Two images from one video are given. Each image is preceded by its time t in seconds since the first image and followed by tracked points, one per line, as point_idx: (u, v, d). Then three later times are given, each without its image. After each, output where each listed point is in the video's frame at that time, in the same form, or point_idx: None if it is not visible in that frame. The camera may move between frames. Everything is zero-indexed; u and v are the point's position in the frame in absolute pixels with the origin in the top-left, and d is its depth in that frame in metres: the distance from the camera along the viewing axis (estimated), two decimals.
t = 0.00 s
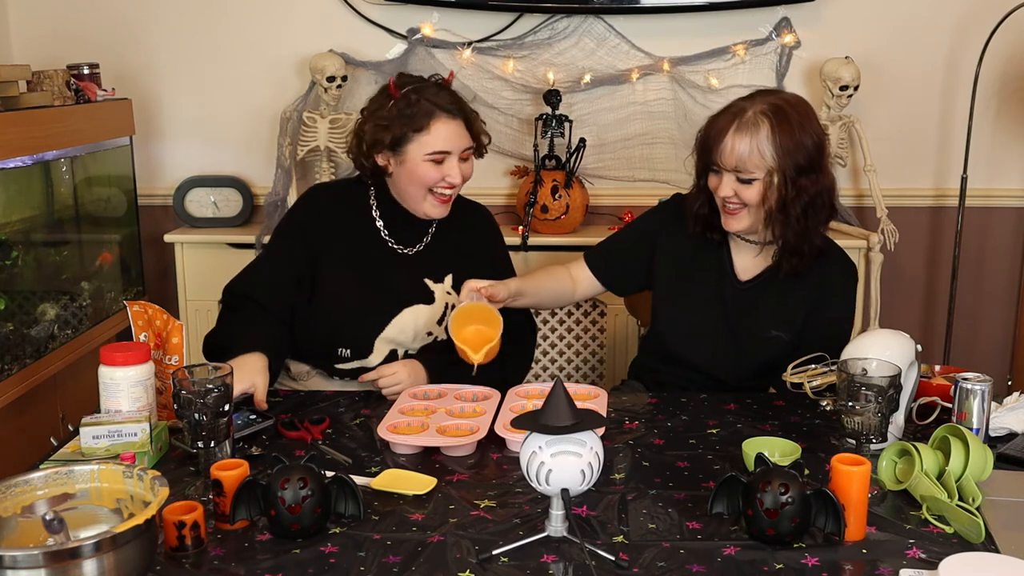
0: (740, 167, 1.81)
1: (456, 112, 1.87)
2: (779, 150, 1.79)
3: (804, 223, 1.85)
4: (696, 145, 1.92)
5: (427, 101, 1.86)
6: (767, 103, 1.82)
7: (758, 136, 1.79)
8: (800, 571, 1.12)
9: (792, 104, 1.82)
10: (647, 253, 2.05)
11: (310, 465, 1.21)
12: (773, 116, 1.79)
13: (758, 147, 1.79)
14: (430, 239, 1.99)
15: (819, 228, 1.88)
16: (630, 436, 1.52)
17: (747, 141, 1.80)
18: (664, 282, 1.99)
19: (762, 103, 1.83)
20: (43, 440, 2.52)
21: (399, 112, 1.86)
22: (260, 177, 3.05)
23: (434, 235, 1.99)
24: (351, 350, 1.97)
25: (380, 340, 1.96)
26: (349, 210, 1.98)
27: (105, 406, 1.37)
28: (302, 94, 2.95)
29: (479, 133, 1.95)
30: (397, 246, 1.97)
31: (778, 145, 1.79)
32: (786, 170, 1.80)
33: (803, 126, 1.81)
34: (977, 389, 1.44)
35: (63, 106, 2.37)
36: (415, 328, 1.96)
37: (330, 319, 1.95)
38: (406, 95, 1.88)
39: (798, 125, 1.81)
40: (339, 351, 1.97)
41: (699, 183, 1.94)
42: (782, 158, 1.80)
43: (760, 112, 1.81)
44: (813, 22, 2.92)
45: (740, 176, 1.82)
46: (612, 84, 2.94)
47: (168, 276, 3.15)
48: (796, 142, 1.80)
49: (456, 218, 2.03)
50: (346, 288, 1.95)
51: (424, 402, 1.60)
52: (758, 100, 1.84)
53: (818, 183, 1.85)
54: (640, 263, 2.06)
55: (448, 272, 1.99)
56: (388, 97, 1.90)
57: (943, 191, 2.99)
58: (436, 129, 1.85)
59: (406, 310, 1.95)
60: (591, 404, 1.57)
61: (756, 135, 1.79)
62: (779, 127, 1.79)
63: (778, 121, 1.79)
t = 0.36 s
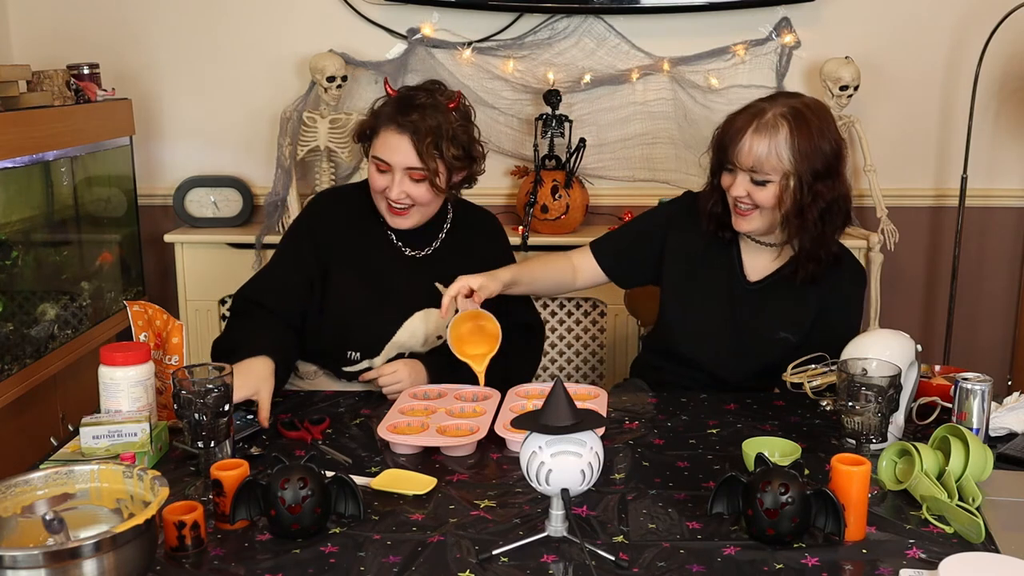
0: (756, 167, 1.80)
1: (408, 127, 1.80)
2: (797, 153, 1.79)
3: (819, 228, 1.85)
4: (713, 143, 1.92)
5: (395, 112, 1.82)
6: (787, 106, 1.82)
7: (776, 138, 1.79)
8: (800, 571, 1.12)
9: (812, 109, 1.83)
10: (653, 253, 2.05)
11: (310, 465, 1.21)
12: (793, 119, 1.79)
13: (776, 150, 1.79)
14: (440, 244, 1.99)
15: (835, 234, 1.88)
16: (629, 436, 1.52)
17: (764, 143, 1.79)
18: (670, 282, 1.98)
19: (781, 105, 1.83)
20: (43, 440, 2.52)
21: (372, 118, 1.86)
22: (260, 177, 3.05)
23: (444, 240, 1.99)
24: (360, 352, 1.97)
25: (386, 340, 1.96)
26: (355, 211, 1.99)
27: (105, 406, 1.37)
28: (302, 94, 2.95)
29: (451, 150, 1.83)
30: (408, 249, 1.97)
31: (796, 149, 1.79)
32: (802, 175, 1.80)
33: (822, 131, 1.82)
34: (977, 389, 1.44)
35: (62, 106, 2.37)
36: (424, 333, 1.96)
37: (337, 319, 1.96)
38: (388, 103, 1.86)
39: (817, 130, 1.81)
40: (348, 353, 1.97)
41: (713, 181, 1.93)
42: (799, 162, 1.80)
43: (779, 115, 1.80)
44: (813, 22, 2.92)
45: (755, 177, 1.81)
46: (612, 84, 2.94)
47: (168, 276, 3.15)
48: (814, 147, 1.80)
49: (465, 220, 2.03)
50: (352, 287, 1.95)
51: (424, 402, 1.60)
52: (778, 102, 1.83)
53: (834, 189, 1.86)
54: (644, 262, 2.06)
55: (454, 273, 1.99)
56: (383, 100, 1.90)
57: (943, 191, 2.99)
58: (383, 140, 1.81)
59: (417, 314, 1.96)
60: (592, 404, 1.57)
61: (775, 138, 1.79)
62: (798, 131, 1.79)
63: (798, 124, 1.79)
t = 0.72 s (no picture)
0: (754, 163, 1.81)
1: (405, 130, 1.79)
2: (796, 152, 1.80)
3: (815, 230, 1.85)
4: (715, 138, 1.93)
5: (393, 116, 1.82)
6: (791, 105, 1.82)
7: (777, 134, 1.80)
8: (800, 571, 1.12)
9: (816, 111, 1.83)
10: (650, 252, 2.04)
11: (310, 465, 1.21)
12: (795, 117, 1.80)
13: (775, 146, 1.80)
14: (443, 245, 1.99)
15: (833, 238, 1.88)
16: (629, 436, 1.52)
17: (764, 138, 1.80)
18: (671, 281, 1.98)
19: (786, 104, 1.83)
20: (42, 440, 2.52)
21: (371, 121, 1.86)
22: (260, 177, 3.05)
23: (447, 241, 1.99)
24: (361, 352, 1.97)
25: (386, 341, 1.96)
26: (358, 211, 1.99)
27: (105, 406, 1.37)
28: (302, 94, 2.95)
29: (449, 153, 1.82)
30: (411, 249, 1.97)
31: (796, 147, 1.80)
32: (800, 174, 1.80)
33: (824, 133, 1.82)
34: (976, 389, 1.44)
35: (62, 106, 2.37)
36: (423, 334, 1.96)
37: (339, 319, 1.96)
38: (387, 106, 1.86)
39: (818, 130, 1.81)
40: (349, 353, 1.98)
41: (713, 177, 1.94)
42: (798, 160, 1.80)
43: (782, 112, 1.81)
44: (813, 22, 2.92)
45: (752, 172, 1.82)
46: (612, 84, 2.94)
47: (168, 276, 3.15)
48: (814, 148, 1.81)
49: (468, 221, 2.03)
50: (355, 288, 1.95)
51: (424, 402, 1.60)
52: (783, 100, 1.84)
53: (832, 192, 1.86)
54: (642, 260, 2.06)
55: (455, 274, 1.99)
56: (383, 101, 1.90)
57: (943, 191, 2.99)
58: (381, 143, 1.81)
59: (420, 316, 1.95)
60: (592, 404, 1.57)
61: (776, 134, 1.80)
62: (799, 129, 1.80)
63: (800, 123, 1.80)
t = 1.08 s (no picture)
0: (750, 169, 1.81)
1: (377, 139, 1.84)
2: (792, 156, 1.80)
3: (814, 232, 1.85)
4: (710, 143, 1.92)
5: (370, 123, 1.87)
6: (785, 108, 1.82)
7: (772, 140, 1.79)
8: (800, 571, 1.12)
9: (810, 112, 1.83)
10: (651, 252, 2.03)
11: (310, 465, 1.21)
12: (789, 121, 1.80)
13: (771, 152, 1.80)
14: (448, 240, 2.01)
15: (831, 238, 1.88)
16: (629, 436, 1.52)
17: (759, 145, 1.80)
18: (670, 279, 1.98)
19: (779, 108, 1.83)
20: (42, 440, 2.51)
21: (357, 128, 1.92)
22: (261, 177, 3.05)
23: (450, 238, 2.01)
24: (358, 340, 1.99)
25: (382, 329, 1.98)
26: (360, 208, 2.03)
27: (105, 406, 1.37)
28: (302, 94, 2.96)
29: (421, 163, 1.85)
30: (413, 247, 1.99)
31: (792, 151, 1.79)
32: (796, 179, 1.80)
33: (819, 135, 1.82)
34: (977, 389, 1.44)
35: (62, 106, 2.37)
36: (416, 329, 1.97)
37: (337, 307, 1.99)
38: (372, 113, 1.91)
39: (813, 133, 1.81)
40: (346, 342, 1.99)
41: (710, 181, 1.94)
42: (794, 165, 1.80)
43: (776, 117, 1.81)
44: (813, 22, 2.92)
45: (749, 179, 1.82)
46: (612, 84, 2.94)
47: (169, 276, 3.15)
48: (810, 151, 1.81)
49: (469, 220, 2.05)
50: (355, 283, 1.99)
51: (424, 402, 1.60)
52: (776, 104, 1.84)
53: (830, 194, 1.86)
54: (643, 260, 2.04)
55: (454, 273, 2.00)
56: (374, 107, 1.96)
57: (943, 191, 2.99)
58: (358, 151, 1.87)
59: (411, 308, 1.98)
60: (592, 404, 1.57)
61: (771, 140, 1.79)
62: (795, 133, 1.80)
63: (794, 127, 1.80)
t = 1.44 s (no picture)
0: (755, 174, 1.80)
1: (358, 130, 1.84)
2: (796, 159, 1.80)
3: (820, 233, 1.86)
4: (710, 148, 1.91)
5: (351, 116, 1.88)
6: (786, 110, 1.82)
7: (776, 143, 1.79)
8: (800, 571, 1.12)
9: (811, 114, 1.83)
10: (649, 253, 2.03)
11: (310, 465, 1.21)
12: (792, 123, 1.80)
13: (775, 155, 1.79)
14: (431, 236, 2.01)
15: (833, 238, 1.89)
16: (629, 436, 1.52)
17: (764, 149, 1.79)
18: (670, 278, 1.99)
19: (781, 110, 1.83)
20: (42, 440, 2.51)
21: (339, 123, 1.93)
22: (261, 177, 3.05)
23: (433, 234, 2.01)
24: (350, 339, 1.99)
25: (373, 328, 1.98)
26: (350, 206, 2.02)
27: (105, 406, 1.37)
28: (302, 94, 2.96)
29: (404, 151, 1.85)
30: (395, 240, 1.99)
31: (796, 154, 1.80)
32: (801, 181, 1.80)
33: (821, 136, 1.82)
34: (977, 389, 1.44)
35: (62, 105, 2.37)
36: (410, 324, 1.99)
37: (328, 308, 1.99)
38: (352, 108, 1.92)
39: (815, 135, 1.82)
40: (337, 341, 1.99)
41: (711, 186, 1.93)
42: (799, 167, 1.80)
43: (779, 120, 1.80)
44: (813, 22, 2.92)
45: (754, 183, 1.81)
46: (612, 84, 2.94)
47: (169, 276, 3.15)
48: (813, 153, 1.81)
49: (456, 214, 2.05)
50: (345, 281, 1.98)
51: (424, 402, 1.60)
52: (777, 107, 1.84)
53: (833, 195, 1.86)
54: (642, 260, 2.04)
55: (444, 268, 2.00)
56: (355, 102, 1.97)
57: (943, 191, 2.99)
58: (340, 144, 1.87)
59: (403, 302, 1.98)
60: (591, 404, 1.57)
61: (775, 143, 1.79)
62: (798, 136, 1.80)
63: (797, 129, 1.80)
